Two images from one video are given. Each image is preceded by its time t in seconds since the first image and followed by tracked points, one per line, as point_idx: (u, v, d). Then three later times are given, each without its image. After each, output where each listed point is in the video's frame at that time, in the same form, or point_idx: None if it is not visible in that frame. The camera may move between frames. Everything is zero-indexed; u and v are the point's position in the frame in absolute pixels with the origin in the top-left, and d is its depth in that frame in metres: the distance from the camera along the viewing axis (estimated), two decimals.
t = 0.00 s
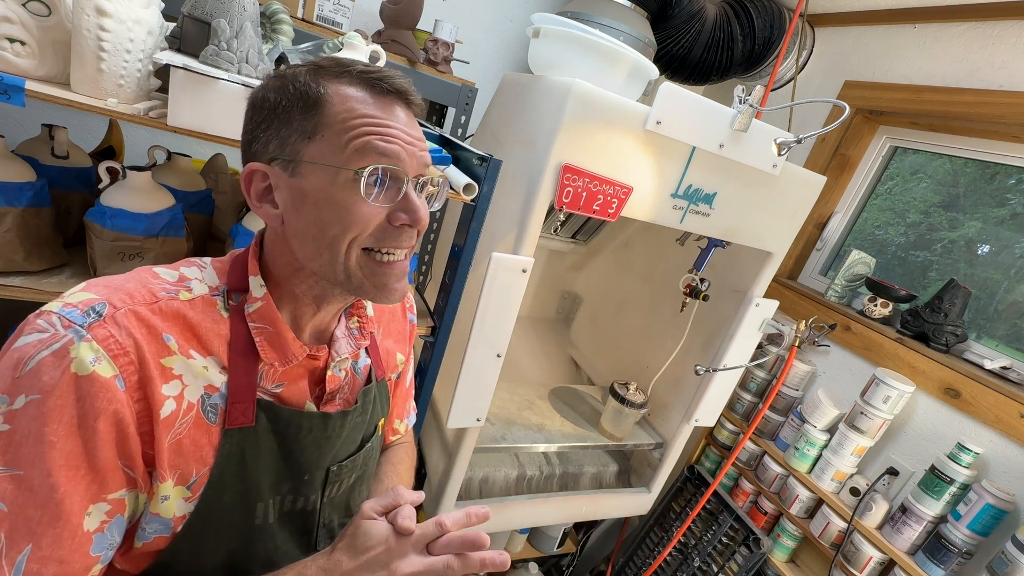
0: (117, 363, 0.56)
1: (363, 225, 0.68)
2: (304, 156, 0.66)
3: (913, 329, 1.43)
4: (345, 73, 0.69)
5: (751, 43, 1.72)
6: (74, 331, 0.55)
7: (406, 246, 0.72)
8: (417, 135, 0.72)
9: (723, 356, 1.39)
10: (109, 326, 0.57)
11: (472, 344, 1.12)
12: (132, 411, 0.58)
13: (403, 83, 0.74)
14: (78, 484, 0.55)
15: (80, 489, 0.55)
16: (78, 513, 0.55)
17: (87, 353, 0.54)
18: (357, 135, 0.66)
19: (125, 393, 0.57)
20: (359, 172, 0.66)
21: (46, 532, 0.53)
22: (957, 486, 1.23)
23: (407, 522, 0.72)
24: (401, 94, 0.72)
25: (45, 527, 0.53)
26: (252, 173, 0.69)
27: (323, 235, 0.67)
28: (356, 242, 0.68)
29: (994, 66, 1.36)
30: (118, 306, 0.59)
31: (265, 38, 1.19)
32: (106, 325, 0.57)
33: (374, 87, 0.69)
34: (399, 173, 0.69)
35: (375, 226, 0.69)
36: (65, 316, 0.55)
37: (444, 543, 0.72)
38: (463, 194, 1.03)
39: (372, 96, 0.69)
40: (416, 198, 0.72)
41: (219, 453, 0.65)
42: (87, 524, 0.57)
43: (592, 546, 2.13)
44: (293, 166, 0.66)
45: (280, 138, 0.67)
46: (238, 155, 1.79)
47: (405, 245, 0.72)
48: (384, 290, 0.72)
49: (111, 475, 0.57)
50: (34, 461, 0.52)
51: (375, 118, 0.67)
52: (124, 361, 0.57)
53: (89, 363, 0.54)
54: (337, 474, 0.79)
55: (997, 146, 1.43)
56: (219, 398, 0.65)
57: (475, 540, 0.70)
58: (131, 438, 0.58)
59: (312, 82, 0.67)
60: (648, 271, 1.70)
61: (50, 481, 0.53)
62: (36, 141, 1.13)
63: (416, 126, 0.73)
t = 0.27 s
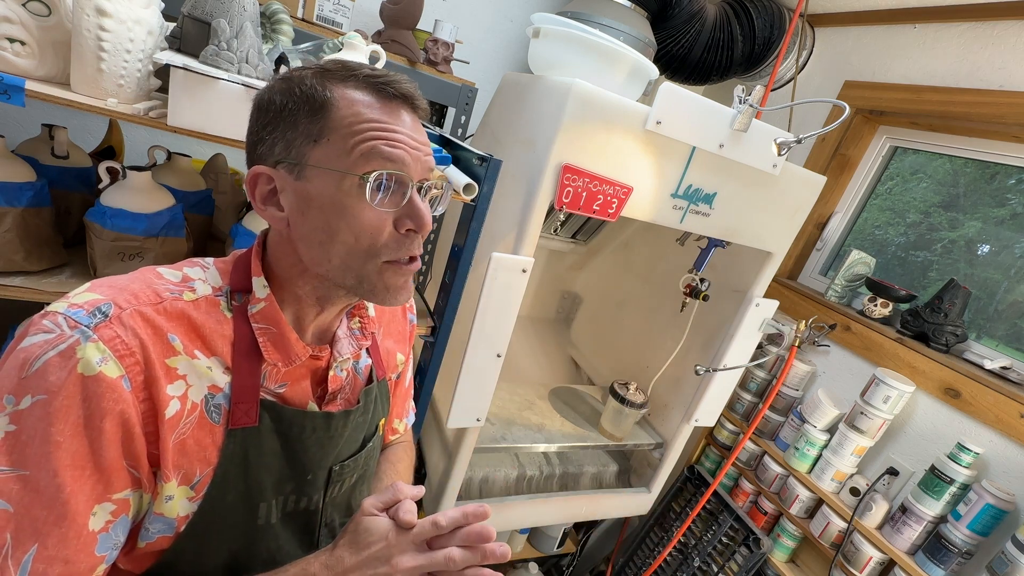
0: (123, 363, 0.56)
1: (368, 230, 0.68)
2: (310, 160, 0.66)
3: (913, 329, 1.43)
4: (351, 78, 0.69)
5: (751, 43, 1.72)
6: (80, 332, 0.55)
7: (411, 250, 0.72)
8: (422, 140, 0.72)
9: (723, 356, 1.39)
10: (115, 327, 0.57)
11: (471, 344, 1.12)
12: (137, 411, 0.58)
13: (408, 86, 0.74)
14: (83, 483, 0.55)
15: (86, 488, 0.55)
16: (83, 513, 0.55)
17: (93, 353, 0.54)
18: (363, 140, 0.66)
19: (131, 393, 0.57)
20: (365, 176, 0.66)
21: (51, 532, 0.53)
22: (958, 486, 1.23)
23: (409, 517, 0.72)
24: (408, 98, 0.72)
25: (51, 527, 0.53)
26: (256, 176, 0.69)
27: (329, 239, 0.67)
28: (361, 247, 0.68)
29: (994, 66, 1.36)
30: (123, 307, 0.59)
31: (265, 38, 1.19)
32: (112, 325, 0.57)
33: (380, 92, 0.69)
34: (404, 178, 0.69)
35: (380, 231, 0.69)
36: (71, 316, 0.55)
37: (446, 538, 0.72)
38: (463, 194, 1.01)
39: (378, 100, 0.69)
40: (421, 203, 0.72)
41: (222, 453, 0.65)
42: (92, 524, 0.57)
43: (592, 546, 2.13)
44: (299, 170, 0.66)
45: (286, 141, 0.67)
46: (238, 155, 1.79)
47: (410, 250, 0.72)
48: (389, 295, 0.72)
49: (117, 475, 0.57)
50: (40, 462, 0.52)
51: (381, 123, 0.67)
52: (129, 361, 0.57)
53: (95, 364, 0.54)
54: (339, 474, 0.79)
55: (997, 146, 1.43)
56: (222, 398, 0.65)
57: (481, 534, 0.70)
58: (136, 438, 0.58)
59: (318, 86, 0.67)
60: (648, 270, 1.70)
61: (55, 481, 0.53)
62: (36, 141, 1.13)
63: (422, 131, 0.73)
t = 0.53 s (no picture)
0: (130, 361, 0.57)
1: (369, 230, 0.68)
2: (312, 160, 0.66)
3: (913, 329, 1.43)
4: (352, 78, 0.69)
5: (751, 43, 1.72)
6: (88, 329, 0.55)
7: (411, 250, 0.72)
8: (422, 140, 0.72)
9: (723, 356, 1.39)
10: (122, 325, 0.57)
11: (472, 344, 1.12)
12: (143, 409, 0.58)
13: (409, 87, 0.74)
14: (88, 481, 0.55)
15: (90, 486, 0.55)
16: (87, 511, 0.55)
17: (100, 351, 0.54)
18: (365, 140, 0.66)
19: (138, 391, 0.57)
20: (367, 177, 0.66)
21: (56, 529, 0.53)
22: (958, 486, 1.23)
23: (410, 517, 0.72)
24: (408, 99, 0.72)
25: (55, 525, 0.53)
26: (257, 176, 0.69)
27: (330, 240, 0.67)
28: (362, 247, 0.68)
29: (994, 66, 1.36)
30: (131, 305, 0.59)
31: (265, 38, 1.19)
32: (119, 323, 0.57)
33: (381, 92, 0.70)
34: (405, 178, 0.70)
35: (381, 231, 0.69)
36: (79, 314, 0.55)
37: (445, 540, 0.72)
38: (463, 194, 1.01)
39: (379, 101, 0.69)
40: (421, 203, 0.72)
41: (226, 452, 0.65)
42: (97, 521, 0.57)
43: (592, 546, 2.13)
44: (301, 170, 0.66)
45: (288, 141, 0.67)
46: (238, 155, 1.79)
47: (411, 250, 0.72)
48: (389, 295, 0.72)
49: (122, 473, 0.57)
50: (45, 460, 0.52)
51: (382, 123, 0.67)
52: (136, 359, 0.57)
53: (102, 362, 0.54)
54: (343, 474, 0.79)
55: (997, 146, 1.43)
56: (228, 396, 0.65)
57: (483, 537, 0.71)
58: (142, 436, 0.58)
59: (320, 86, 0.67)
60: (648, 270, 1.70)
61: (61, 479, 0.53)
62: (36, 141, 1.13)
63: (422, 131, 0.73)
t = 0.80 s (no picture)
0: (132, 361, 0.56)
1: (353, 219, 0.66)
2: (297, 152, 0.66)
3: (913, 329, 1.43)
4: (337, 69, 0.69)
5: (751, 43, 1.72)
6: (90, 329, 0.55)
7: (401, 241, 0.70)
8: (408, 128, 0.71)
9: (723, 356, 1.39)
10: (124, 324, 0.57)
11: (472, 344, 1.12)
12: (143, 410, 0.58)
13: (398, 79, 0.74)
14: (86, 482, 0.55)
15: (87, 488, 0.55)
16: (86, 509, 0.55)
17: (101, 350, 0.54)
18: (346, 127, 0.66)
19: (138, 391, 0.57)
20: (348, 164, 0.65)
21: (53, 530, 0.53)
22: (958, 486, 1.23)
23: (407, 515, 0.72)
24: (394, 87, 0.72)
25: (53, 526, 0.53)
26: (251, 174, 0.70)
27: (316, 231, 0.66)
28: (347, 237, 0.67)
29: (994, 66, 1.36)
30: (132, 304, 0.59)
31: (265, 38, 1.19)
32: (121, 323, 0.57)
33: (366, 82, 0.69)
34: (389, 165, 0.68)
35: (366, 221, 0.67)
36: (81, 314, 0.55)
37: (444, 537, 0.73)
38: (462, 194, 1.02)
39: (362, 90, 0.68)
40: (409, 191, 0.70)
41: (227, 453, 0.65)
42: (94, 523, 0.57)
43: (592, 546, 2.13)
44: (286, 162, 0.66)
45: (275, 136, 0.67)
46: (238, 154, 1.79)
47: (400, 240, 0.70)
48: (379, 288, 0.71)
49: (120, 474, 0.57)
50: (44, 460, 0.52)
51: (364, 111, 0.67)
52: (137, 359, 0.57)
53: (103, 361, 0.54)
54: (344, 476, 0.79)
55: (997, 146, 1.43)
56: (228, 397, 0.65)
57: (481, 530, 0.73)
58: (141, 436, 0.58)
59: (304, 80, 0.68)
60: (648, 270, 1.70)
61: (59, 479, 0.52)
62: (36, 141, 1.13)
63: (409, 120, 0.72)
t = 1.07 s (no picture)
0: (131, 355, 0.57)
1: (325, 210, 0.65)
2: (284, 151, 0.68)
3: (913, 329, 1.43)
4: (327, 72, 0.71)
5: (751, 43, 1.72)
6: (94, 322, 0.56)
7: (378, 232, 0.66)
8: (387, 119, 0.69)
9: (723, 356, 1.39)
10: (127, 318, 0.58)
11: (471, 344, 1.12)
12: (140, 403, 0.58)
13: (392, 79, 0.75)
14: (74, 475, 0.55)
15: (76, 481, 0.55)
16: (71, 509, 0.55)
17: (102, 342, 0.56)
18: (321, 121, 0.66)
19: (136, 384, 0.57)
20: (319, 155, 0.66)
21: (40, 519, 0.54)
22: (958, 486, 1.23)
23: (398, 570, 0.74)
24: (381, 82, 0.72)
25: (37, 517, 0.54)
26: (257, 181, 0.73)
27: (297, 225, 0.66)
28: (321, 229, 0.66)
29: (995, 66, 1.36)
30: (137, 299, 0.60)
31: (265, 38, 1.19)
32: (124, 317, 0.58)
33: (350, 78, 0.70)
34: (364, 156, 0.67)
35: (339, 212, 0.65)
36: (87, 306, 0.57)
37: None
38: (463, 194, 1.04)
39: (343, 85, 0.69)
40: (384, 181, 0.68)
41: (224, 450, 0.65)
42: (80, 520, 0.57)
43: (592, 546, 2.13)
44: (275, 163, 0.69)
45: (272, 142, 0.71)
46: (238, 155, 1.79)
47: (375, 230, 0.66)
48: (357, 283, 0.67)
49: (110, 471, 0.57)
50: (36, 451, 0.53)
51: (340, 105, 0.67)
52: (137, 353, 0.58)
53: (103, 353, 0.55)
54: (341, 479, 0.79)
55: (997, 146, 1.43)
56: (228, 394, 0.65)
57: None
58: (139, 431, 0.58)
59: (297, 86, 0.71)
60: (648, 270, 1.70)
61: (48, 469, 0.53)
62: (36, 141, 1.13)
63: (392, 112, 0.71)
